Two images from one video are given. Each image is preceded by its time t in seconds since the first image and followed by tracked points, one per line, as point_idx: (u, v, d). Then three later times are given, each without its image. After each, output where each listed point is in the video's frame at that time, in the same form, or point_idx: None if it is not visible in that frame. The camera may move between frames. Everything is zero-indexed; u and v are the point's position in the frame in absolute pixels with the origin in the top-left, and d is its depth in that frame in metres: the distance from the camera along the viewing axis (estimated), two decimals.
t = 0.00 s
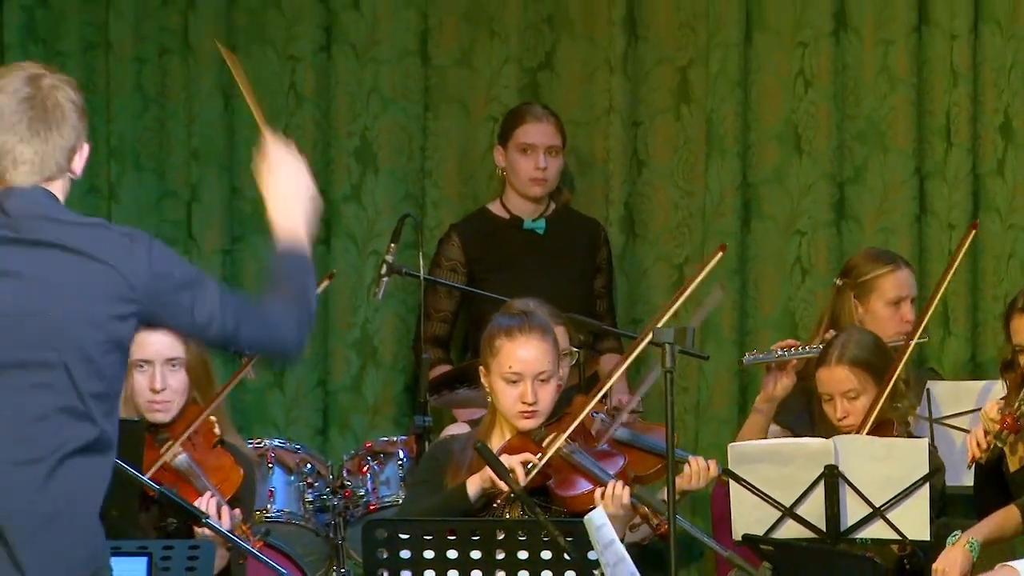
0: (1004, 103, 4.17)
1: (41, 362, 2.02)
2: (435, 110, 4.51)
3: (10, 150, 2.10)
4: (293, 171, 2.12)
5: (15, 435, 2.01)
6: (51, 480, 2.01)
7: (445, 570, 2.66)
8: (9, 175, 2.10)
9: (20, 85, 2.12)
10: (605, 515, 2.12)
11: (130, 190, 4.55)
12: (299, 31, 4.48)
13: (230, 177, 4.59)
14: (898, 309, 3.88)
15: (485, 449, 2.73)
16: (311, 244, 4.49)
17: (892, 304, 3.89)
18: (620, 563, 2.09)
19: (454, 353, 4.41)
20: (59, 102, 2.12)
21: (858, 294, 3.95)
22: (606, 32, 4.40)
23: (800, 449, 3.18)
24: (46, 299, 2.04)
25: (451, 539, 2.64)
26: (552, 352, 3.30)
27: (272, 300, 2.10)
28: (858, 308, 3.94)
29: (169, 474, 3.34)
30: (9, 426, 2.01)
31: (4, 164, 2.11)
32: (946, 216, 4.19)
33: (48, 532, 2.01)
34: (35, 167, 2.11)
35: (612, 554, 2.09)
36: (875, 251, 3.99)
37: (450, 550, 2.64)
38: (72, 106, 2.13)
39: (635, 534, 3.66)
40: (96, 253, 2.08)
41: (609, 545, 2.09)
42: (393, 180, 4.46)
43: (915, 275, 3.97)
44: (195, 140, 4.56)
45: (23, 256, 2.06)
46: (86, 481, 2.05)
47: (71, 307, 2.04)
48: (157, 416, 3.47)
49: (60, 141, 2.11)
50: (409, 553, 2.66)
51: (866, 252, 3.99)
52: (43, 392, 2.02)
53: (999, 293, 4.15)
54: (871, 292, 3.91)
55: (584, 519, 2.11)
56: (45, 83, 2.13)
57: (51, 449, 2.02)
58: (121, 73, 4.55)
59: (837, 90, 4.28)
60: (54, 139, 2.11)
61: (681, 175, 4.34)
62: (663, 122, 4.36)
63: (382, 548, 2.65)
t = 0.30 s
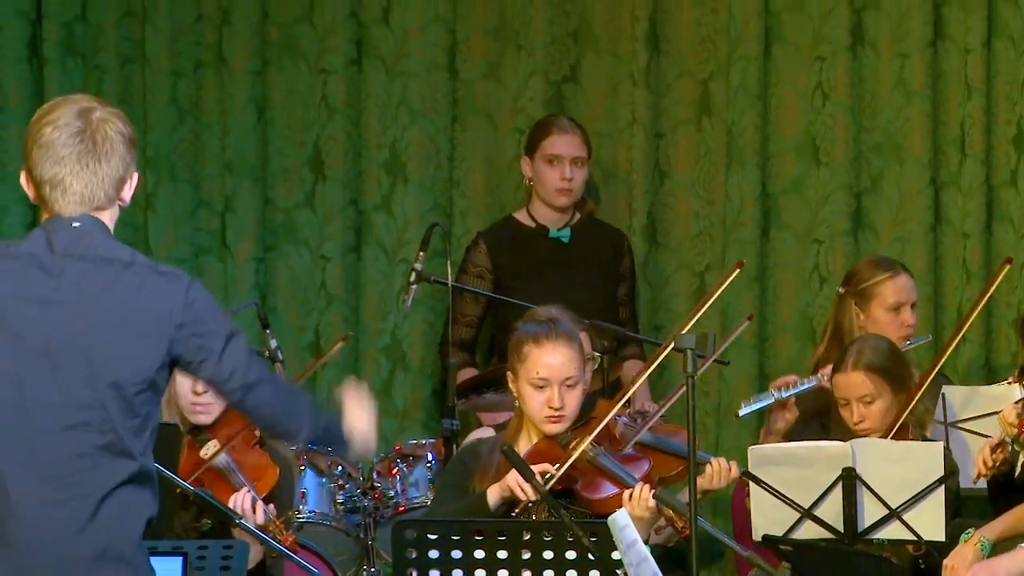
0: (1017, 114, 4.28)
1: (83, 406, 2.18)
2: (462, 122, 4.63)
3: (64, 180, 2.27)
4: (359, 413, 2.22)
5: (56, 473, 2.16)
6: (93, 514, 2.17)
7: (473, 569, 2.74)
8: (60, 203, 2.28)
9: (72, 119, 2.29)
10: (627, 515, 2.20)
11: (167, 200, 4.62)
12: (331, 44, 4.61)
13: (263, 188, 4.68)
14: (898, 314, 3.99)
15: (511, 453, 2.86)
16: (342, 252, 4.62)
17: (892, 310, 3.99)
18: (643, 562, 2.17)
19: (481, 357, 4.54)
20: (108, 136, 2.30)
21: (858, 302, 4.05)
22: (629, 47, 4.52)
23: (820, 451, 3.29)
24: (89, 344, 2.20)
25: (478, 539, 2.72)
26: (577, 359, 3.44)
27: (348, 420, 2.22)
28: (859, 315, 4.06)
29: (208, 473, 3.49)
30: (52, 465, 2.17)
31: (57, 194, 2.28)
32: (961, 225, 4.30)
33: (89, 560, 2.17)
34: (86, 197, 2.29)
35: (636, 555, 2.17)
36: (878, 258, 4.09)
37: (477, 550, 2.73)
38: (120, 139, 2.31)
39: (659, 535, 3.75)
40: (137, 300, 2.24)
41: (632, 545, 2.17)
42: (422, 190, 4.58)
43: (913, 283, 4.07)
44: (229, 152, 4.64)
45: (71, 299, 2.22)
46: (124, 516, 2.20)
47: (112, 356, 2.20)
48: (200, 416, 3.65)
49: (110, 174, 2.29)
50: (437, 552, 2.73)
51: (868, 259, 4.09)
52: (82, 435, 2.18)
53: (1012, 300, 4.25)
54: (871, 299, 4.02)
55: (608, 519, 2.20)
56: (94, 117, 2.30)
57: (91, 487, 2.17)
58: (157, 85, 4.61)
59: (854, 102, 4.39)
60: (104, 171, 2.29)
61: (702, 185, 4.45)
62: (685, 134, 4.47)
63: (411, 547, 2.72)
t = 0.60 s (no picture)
0: None
1: (122, 347, 2.13)
2: (491, 130, 4.80)
3: (91, 168, 2.21)
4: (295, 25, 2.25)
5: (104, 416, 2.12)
6: (146, 452, 2.14)
7: (499, 560, 2.77)
8: (88, 191, 2.21)
9: (98, 108, 2.21)
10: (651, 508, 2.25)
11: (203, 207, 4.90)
12: (365, 55, 4.77)
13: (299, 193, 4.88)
14: (901, 317, 4.13)
15: (538, 447, 2.92)
16: (374, 254, 4.80)
17: (896, 312, 4.14)
18: (665, 554, 2.21)
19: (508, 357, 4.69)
20: (133, 122, 2.22)
21: (865, 301, 4.23)
22: (651, 58, 4.68)
23: (835, 446, 3.45)
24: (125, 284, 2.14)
25: (505, 531, 2.77)
26: (600, 357, 3.60)
27: (313, 176, 2.24)
28: (864, 313, 4.23)
29: (241, 466, 3.58)
30: (97, 411, 2.12)
31: (84, 183, 2.21)
32: (971, 228, 4.44)
33: (145, 500, 2.13)
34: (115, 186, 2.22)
35: (656, 546, 2.22)
36: (889, 262, 4.24)
37: (505, 541, 2.77)
38: (146, 126, 2.24)
39: (678, 525, 3.91)
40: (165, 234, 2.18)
41: (654, 538, 2.22)
42: (452, 195, 4.76)
43: (920, 286, 4.22)
44: (265, 157, 4.87)
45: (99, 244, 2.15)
46: (175, 450, 2.17)
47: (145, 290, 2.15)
48: (235, 412, 3.75)
49: (137, 161, 2.23)
50: (465, 544, 2.78)
51: (878, 262, 4.23)
52: (124, 372, 2.13)
53: (1021, 301, 4.40)
54: (877, 301, 4.18)
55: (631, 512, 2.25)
56: (118, 104, 2.23)
57: (140, 427, 2.13)
58: (197, 94, 4.91)
59: (868, 111, 4.54)
60: (130, 157, 2.22)
61: (721, 190, 4.60)
62: (704, 142, 4.63)
63: (440, 538, 2.77)
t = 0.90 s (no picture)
0: None
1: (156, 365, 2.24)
2: (517, 134, 4.97)
3: (133, 173, 2.33)
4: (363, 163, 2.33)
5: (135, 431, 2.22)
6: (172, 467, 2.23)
7: (525, 549, 2.93)
8: (127, 195, 2.33)
9: (142, 117, 2.35)
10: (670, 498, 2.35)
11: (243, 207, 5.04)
12: (396, 63, 4.96)
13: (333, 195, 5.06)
14: (920, 326, 4.30)
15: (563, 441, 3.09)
16: (405, 254, 4.99)
17: (915, 321, 4.31)
18: (684, 542, 2.33)
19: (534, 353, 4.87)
20: (175, 133, 2.35)
21: (885, 308, 4.39)
22: (672, 65, 4.84)
23: (849, 440, 3.64)
24: (161, 304, 2.25)
25: (531, 521, 2.92)
26: (623, 355, 3.75)
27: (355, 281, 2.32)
28: (884, 318, 4.39)
29: (284, 461, 3.78)
30: (130, 425, 2.22)
31: (124, 186, 2.33)
32: (981, 229, 4.60)
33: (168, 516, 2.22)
34: (153, 190, 2.34)
35: (676, 534, 2.34)
36: (911, 270, 4.39)
37: (531, 531, 2.92)
38: (188, 136, 2.36)
39: (700, 522, 4.13)
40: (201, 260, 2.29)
41: (674, 527, 2.33)
42: (480, 198, 4.94)
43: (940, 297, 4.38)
44: (301, 161, 5.03)
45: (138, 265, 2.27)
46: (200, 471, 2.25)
47: (180, 311, 2.26)
48: (276, 409, 3.95)
49: (176, 168, 2.35)
50: (492, 533, 2.92)
51: (902, 268, 4.40)
52: (158, 393, 2.24)
53: None
54: (897, 310, 4.34)
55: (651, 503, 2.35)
56: (163, 114, 2.36)
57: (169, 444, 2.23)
58: (234, 97, 5.01)
59: (882, 117, 4.69)
60: (170, 165, 2.34)
61: (739, 193, 4.77)
62: (723, 147, 4.79)
63: (468, 528, 2.92)
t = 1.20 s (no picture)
0: None
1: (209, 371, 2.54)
2: (550, 137, 5.14)
3: (190, 181, 2.62)
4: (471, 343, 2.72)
5: (190, 431, 2.52)
6: (221, 464, 2.53)
7: (558, 537, 3.10)
8: (185, 198, 2.63)
9: (200, 129, 2.64)
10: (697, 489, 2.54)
11: (286, 205, 5.20)
12: (432, 70, 5.16)
13: (371, 196, 5.23)
14: (949, 335, 4.45)
15: (594, 434, 3.25)
16: (442, 253, 5.19)
17: (945, 330, 4.45)
18: (710, 530, 2.51)
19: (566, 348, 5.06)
20: (229, 145, 2.64)
21: (916, 313, 4.53)
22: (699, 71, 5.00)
23: (869, 433, 3.77)
24: (216, 310, 2.56)
25: (563, 510, 3.09)
26: (649, 352, 3.92)
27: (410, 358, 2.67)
28: (913, 321, 4.53)
29: (329, 452, 3.98)
30: (183, 427, 2.52)
31: (182, 192, 2.63)
32: (996, 229, 4.76)
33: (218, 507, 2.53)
34: (209, 196, 2.64)
35: (702, 522, 2.51)
36: (943, 277, 4.51)
37: (563, 520, 3.09)
38: (243, 147, 2.66)
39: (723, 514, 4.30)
40: (248, 275, 2.59)
41: (700, 516, 2.51)
42: (513, 199, 5.10)
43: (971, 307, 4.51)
44: (341, 165, 5.20)
45: (193, 282, 2.57)
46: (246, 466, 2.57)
47: (230, 322, 2.56)
48: (318, 404, 4.13)
49: (230, 176, 2.64)
50: (526, 522, 3.09)
51: (935, 274, 4.52)
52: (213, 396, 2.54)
53: None
54: (929, 318, 4.48)
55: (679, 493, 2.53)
56: (221, 126, 2.67)
57: (219, 443, 2.54)
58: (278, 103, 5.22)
59: (901, 121, 4.85)
60: (224, 172, 2.63)
61: (763, 194, 4.93)
62: (749, 148, 4.97)
63: (502, 516, 3.09)
